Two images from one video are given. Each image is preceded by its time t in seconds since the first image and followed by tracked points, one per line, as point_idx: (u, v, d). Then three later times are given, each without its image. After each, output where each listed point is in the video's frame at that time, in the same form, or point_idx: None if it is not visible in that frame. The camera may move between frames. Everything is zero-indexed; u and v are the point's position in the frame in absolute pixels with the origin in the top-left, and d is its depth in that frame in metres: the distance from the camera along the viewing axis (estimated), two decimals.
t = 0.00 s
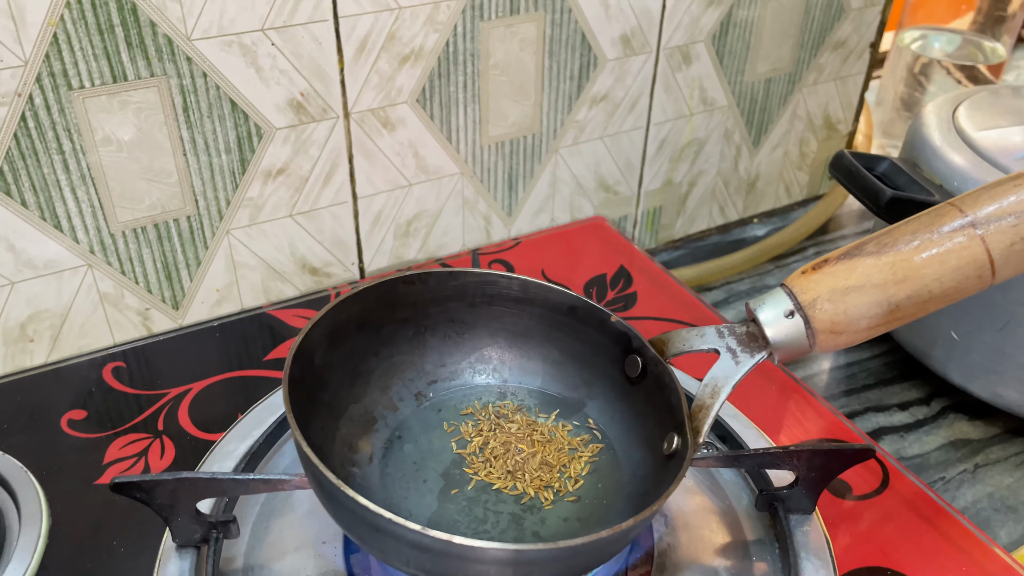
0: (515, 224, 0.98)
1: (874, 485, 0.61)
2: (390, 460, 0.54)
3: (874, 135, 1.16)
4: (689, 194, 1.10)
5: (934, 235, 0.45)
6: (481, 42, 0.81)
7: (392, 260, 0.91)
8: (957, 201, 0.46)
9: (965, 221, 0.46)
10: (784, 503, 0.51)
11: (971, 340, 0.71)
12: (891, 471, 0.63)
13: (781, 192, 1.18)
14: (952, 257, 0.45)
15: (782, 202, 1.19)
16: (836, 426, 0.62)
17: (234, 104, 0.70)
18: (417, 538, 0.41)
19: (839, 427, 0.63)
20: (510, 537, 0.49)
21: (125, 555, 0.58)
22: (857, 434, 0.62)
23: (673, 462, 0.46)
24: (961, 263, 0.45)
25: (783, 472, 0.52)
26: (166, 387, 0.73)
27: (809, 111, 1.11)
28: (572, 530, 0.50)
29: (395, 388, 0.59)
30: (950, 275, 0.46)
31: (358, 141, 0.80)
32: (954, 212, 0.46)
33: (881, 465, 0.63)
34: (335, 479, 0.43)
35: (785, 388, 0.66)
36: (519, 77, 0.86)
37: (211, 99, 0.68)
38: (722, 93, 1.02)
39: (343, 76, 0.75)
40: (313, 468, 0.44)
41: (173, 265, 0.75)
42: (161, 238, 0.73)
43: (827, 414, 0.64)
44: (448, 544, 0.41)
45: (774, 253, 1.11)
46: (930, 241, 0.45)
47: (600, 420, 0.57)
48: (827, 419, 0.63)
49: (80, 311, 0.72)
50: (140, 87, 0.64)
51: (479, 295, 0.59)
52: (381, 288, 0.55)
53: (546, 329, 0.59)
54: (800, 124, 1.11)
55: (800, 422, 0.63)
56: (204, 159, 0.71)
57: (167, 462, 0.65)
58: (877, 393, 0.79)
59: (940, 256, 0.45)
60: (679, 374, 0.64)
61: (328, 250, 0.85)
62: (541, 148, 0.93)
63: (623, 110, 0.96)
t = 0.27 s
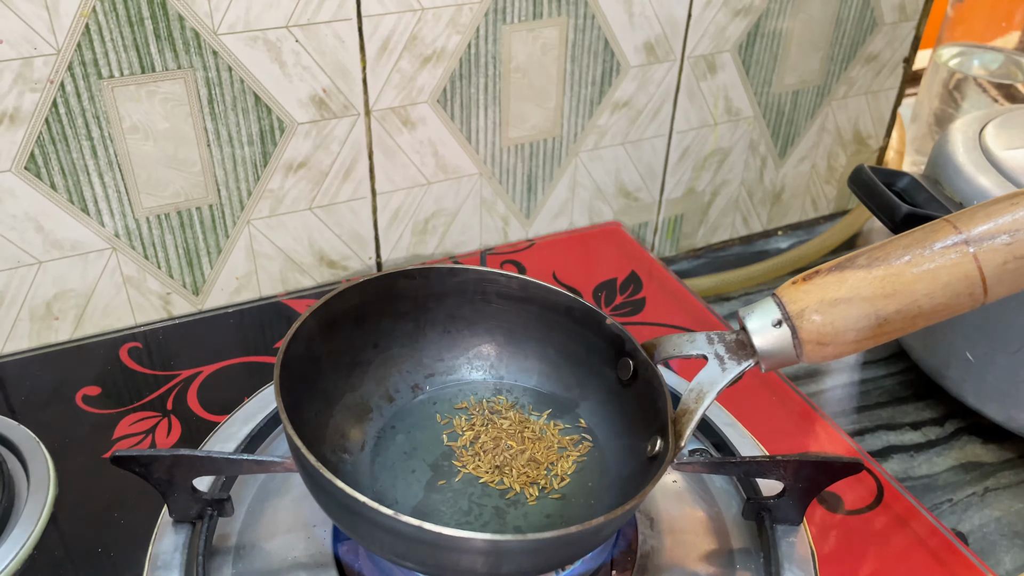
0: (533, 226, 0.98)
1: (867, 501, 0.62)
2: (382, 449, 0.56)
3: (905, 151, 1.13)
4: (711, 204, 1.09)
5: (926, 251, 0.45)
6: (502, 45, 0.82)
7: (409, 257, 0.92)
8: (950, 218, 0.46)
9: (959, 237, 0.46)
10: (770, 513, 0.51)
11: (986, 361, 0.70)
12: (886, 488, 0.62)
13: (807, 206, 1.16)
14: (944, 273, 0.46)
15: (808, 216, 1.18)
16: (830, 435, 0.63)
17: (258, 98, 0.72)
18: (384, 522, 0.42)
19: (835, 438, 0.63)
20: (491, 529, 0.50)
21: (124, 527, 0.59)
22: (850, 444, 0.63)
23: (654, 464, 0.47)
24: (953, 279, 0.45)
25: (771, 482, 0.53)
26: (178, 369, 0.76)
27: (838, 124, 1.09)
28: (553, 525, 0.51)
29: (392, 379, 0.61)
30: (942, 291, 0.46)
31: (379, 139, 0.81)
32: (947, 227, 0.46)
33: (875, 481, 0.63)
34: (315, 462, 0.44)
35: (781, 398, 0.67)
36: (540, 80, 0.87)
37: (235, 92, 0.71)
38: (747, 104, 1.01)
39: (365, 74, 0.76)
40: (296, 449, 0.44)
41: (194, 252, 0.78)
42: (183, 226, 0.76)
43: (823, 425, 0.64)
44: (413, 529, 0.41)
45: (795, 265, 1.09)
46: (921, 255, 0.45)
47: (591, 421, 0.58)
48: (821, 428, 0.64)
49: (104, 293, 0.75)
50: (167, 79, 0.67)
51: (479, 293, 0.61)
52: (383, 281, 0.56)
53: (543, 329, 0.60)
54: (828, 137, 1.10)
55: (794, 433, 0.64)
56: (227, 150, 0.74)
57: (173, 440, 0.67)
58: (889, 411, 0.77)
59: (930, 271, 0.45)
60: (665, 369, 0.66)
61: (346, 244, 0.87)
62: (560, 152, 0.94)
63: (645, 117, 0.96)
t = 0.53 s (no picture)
0: (556, 227, 0.98)
1: (871, 514, 0.60)
2: (384, 438, 0.58)
3: (943, 166, 1.11)
4: (739, 212, 1.08)
5: (932, 263, 0.46)
6: (530, 46, 0.83)
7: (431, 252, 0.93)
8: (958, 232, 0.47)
9: (967, 252, 0.46)
10: (767, 521, 0.53)
11: (1010, 381, 0.68)
12: (888, 499, 0.61)
13: (838, 218, 1.14)
14: (949, 286, 0.46)
15: (839, 228, 1.16)
16: (836, 446, 0.62)
17: (286, 90, 0.74)
18: (374, 507, 0.42)
19: (841, 450, 0.62)
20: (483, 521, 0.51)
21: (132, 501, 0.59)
22: (856, 456, 0.62)
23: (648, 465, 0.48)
24: (957, 293, 0.45)
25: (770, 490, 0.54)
26: (195, 351, 0.78)
27: (873, 136, 1.07)
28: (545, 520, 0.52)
29: (399, 370, 0.63)
30: (946, 305, 0.46)
31: (403, 134, 0.82)
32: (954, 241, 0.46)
33: (882, 497, 0.61)
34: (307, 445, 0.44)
35: (790, 408, 0.66)
36: (567, 82, 0.87)
37: (264, 84, 0.72)
38: (778, 112, 0.99)
39: (392, 70, 0.77)
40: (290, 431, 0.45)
41: (220, 239, 0.80)
42: (210, 212, 0.78)
43: (831, 437, 0.63)
44: (401, 516, 0.41)
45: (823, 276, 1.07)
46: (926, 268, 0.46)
47: (592, 421, 0.60)
48: (828, 439, 0.63)
49: (131, 275, 0.78)
50: (198, 69, 0.69)
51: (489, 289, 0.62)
52: (392, 272, 0.58)
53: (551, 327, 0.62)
54: (863, 149, 1.08)
55: (801, 443, 0.63)
56: (255, 141, 0.76)
57: (186, 419, 0.69)
58: (908, 428, 0.76)
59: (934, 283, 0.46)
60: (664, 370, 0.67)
61: (368, 238, 0.88)
62: (586, 154, 0.94)
63: (673, 122, 0.95)
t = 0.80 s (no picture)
0: (581, 224, 0.98)
1: (881, 522, 0.59)
2: (392, 423, 0.61)
3: (982, 176, 1.07)
4: (768, 217, 1.06)
5: (947, 268, 0.45)
6: (558, 42, 0.82)
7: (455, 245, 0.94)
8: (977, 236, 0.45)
9: (985, 257, 0.45)
10: (774, 524, 0.53)
11: None
12: (906, 514, 0.60)
13: (871, 226, 1.12)
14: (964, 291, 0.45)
15: (872, 236, 1.13)
16: (846, 450, 0.63)
17: (315, 80, 0.75)
18: (373, 489, 0.43)
19: (852, 454, 0.63)
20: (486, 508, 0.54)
21: (147, 474, 0.61)
22: (866, 460, 0.62)
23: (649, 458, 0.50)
24: (972, 298, 0.44)
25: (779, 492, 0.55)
26: (217, 333, 0.79)
27: (910, 144, 1.04)
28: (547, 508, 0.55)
29: (410, 358, 0.66)
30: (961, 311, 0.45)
31: (430, 127, 0.83)
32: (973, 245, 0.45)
33: (899, 512, 0.60)
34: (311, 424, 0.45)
35: (805, 410, 0.67)
36: (596, 79, 0.86)
37: (294, 73, 0.74)
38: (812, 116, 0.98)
39: (420, 63, 0.78)
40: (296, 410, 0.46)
41: (247, 225, 0.81)
42: (238, 198, 0.79)
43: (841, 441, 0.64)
44: (399, 497, 0.42)
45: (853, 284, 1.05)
46: (941, 272, 0.45)
47: (598, 414, 0.63)
48: (840, 442, 0.64)
49: (160, 257, 0.80)
50: (230, 56, 0.70)
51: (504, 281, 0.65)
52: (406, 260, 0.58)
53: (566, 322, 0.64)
54: (899, 156, 1.05)
55: (811, 444, 0.64)
56: (284, 129, 0.77)
57: (204, 397, 0.71)
58: (931, 441, 0.74)
59: (949, 287, 0.45)
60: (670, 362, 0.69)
61: (393, 229, 0.89)
62: (612, 153, 0.93)
63: (702, 123, 0.94)
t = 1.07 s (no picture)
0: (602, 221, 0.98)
1: (895, 527, 0.58)
2: (401, 410, 0.63)
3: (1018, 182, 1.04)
4: (794, 219, 1.05)
5: (963, 268, 0.44)
6: (583, 36, 0.81)
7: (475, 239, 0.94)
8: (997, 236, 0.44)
9: (1004, 257, 0.43)
10: (782, 524, 0.53)
11: None
12: (927, 528, 0.58)
13: (900, 230, 1.10)
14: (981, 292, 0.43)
15: (901, 241, 1.11)
16: (858, 453, 0.62)
17: (339, 70, 0.76)
18: (374, 473, 0.43)
19: (865, 457, 0.62)
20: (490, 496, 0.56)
21: (159, 452, 0.62)
22: (878, 463, 0.62)
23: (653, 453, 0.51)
24: (988, 299, 0.43)
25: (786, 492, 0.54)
26: (235, 317, 0.80)
27: (943, 147, 1.02)
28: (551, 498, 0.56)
29: (422, 347, 0.68)
30: (977, 312, 0.44)
31: (452, 120, 0.83)
32: (991, 245, 0.43)
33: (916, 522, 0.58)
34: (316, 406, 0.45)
35: (817, 411, 0.66)
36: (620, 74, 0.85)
37: (318, 62, 0.74)
38: (841, 116, 0.96)
39: (443, 55, 0.78)
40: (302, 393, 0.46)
41: (270, 213, 0.82)
42: (262, 186, 0.80)
43: (855, 444, 0.63)
44: (400, 482, 0.42)
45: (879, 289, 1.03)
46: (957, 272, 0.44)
47: (606, 408, 0.64)
48: (852, 445, 0.63)
49: (184, 242, 0.81)
50: (255, 44, 0.71)
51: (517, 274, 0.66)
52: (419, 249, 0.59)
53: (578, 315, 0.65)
54: (931, 159, 1.02)
55: (822, 444, 0.63)
56: (307, 119, 0.78)
57: (220, 379, 0.72)
58: (953, 449, 0.72)
59: (965, 288, 0.43)
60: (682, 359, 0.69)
61: (413, 221, 0.89)
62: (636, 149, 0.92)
63: (728, 121, 0.92)
